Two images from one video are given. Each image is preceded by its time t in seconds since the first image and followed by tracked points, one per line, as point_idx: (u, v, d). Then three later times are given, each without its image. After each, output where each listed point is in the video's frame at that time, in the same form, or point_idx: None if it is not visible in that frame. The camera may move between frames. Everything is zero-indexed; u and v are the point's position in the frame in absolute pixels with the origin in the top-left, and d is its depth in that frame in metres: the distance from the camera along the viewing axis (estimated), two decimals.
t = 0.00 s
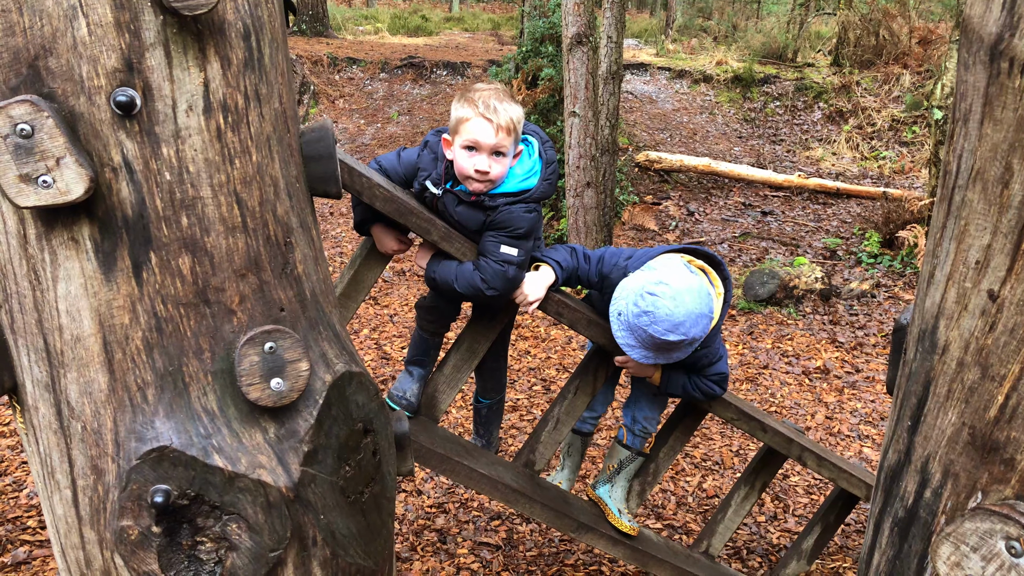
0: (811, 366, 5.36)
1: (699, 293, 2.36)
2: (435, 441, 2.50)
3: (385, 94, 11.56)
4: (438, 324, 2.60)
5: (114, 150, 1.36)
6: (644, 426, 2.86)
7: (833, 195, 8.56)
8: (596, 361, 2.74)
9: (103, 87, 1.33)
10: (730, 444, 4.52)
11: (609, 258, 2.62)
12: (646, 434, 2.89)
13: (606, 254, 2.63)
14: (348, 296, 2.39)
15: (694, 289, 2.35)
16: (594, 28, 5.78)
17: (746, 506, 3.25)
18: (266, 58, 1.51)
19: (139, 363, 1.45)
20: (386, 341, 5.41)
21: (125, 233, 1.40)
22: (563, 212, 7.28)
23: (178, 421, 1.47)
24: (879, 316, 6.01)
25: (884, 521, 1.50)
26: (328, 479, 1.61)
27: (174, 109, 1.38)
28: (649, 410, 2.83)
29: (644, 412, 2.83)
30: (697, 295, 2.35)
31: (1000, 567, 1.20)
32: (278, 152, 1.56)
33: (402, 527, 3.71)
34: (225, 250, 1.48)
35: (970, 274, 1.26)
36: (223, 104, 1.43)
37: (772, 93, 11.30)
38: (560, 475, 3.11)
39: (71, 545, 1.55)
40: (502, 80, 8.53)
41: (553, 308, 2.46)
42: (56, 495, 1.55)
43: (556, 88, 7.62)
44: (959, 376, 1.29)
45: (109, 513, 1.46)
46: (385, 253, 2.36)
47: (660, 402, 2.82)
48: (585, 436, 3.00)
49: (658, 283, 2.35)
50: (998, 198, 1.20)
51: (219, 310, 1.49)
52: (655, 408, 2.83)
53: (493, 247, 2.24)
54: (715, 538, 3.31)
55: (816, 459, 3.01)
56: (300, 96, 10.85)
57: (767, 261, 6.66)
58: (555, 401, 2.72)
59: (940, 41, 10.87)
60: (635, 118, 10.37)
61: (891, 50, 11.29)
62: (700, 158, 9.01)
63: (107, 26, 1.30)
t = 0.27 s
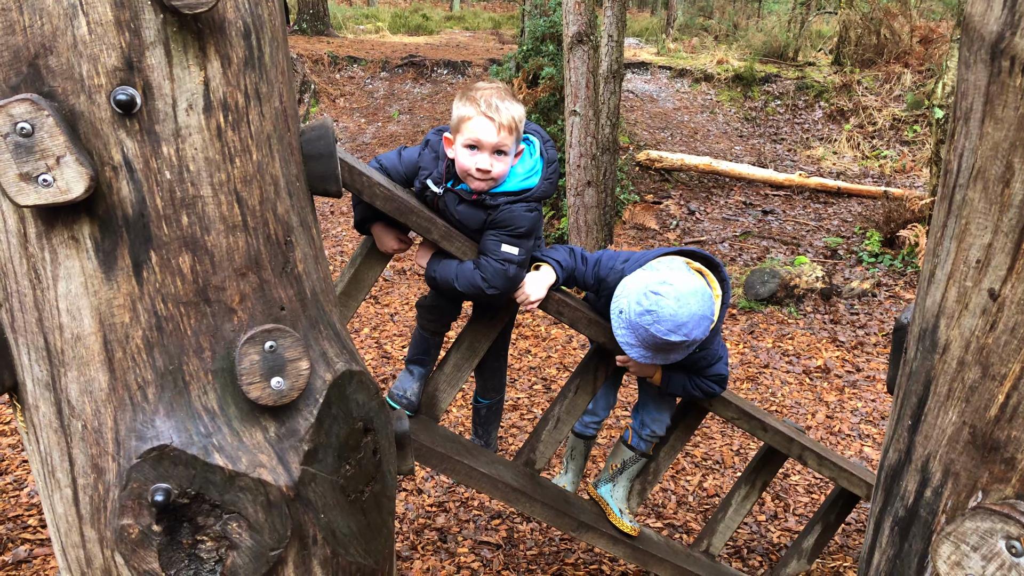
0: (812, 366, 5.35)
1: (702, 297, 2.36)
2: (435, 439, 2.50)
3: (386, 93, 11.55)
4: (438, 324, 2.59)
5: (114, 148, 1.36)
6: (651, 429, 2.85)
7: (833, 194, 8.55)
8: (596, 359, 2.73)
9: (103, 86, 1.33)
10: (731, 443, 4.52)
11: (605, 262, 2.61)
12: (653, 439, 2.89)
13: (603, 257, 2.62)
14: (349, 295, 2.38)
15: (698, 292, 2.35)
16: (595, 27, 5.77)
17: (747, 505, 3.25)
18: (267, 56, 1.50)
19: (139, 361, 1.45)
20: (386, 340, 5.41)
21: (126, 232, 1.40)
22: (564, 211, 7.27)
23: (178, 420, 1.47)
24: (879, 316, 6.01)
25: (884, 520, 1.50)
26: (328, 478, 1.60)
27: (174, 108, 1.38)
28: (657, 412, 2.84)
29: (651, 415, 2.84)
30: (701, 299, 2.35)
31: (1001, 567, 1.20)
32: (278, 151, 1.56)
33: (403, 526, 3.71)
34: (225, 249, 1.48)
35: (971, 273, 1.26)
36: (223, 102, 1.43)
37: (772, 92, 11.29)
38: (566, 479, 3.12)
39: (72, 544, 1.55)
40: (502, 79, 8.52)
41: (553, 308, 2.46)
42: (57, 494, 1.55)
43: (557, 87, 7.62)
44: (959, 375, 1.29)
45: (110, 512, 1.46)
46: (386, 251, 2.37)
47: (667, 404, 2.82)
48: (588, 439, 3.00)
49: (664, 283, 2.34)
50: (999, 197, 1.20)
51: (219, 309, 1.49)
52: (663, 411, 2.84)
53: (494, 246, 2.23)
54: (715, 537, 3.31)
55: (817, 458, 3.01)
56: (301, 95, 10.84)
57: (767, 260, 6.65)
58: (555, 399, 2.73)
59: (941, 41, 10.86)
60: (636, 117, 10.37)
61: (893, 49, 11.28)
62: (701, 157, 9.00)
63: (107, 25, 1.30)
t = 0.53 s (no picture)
0: (813, 365, 5.35)
1: (709, 262, 2.42)
2: (437, 439, 2.51)
3: (387, 93, 11.56)
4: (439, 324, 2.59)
5: (117, 149, 1.36)
6: (656, 431, 2.86)
7: (835, 193, 8.55)
8: (596, 358, 2.74)
9: (105, 87, 1.33)
10: (732, 442, 4.52)
11: (607, 257, 2.64)
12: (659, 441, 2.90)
13: (604, 254, 2.66)
14: (350, 294, 2.40)
15: (705, 257, 2.41)
16: (596, 26, 5.77)
17: (748, 505, 3.25)
18: (269, 57, 1.51)
19: (142, 362, 1.45)
20: (387, 339, 5.42)
21: (129, 233, 1.40)
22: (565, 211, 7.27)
23: (181, 420, 1.47)
24: (881, 315, 6.01)
25: (886, 519, 1.50)
26: (330, 478, 1.61)
27: (176, 109, 1.38)
28: (662, 414, 2.85)
29: (656, 417, 2.85)
30: (709, 262, 2.39)
31: (1002, 567, 1.21)
32: (280, 152, 1.57)
33: (404, 525, 3.72)
34: (227, 250, 1.49)
35: (972, 274, 1.26)
36: (225, 103, 1.44)
37: (774, 92, 11.28)
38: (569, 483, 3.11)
39: (75, 543, 1.55)
40: (503, 78, 8.51)
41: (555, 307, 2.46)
42: (60, 494, 1.55)
43: (558, 87, 7.63)
44: (961, 375, 1.29)
45: (113, 511, 1.47)
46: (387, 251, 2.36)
47: (671, 404, 2.83)
48: (591, 444, 2.98)
49: (670, 252, 2.39)
50: (1000, 198, 1.20)
51: (221, 309, 1.50)
52: (666, 412, 2.85)
53: (496, 245, 2.23)
54: (717, 536, 3.32)
55: (818, 457, 3.01)
56: (302, 94, 10.84)
57: (769, 260, 6.65)
58: (556, 399, 2.73)
59: (943, 40, 10.85)
60: (637, 117, 10.36)
61: (894, 48, 11.28)
62: (702, 156, 9.00)
63: (110, 27, 1.30)
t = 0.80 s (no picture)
0: (814, 364, 5.35)
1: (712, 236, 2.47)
2: (439, 438, 2.51)
3: (388, 92, 11.56)
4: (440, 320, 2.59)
5: (119, 149, 1.36)
6: (659, 435, 2.85)
7: (836, 192, 8.54)
8: (598, 357, 2.73)
9: (107, 87, 1.33)
10: (733, 441, 4.53)
11: (610, 250, 2.64)
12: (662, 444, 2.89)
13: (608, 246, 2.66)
14: (352, 293, 2.41)
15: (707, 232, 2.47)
16: (597, 25, 5.77)
17: (749, 504, 3.25)
18: (270, 57, 1.51)
19: (144, 361, 1.46)
20: (388, 338, 5.42)
21: (130, 232, 1.40)
22: (566, 210, 7.27)
23: (183, 419, 1.47)
24: (882, 314, 6.01)
25: (887, 518, 1.51)
26: (332, 477, 1.61)
27: (178, 109, 1.39)
28: (665, 418, 2.83)
29: (659, 421, 2.83)
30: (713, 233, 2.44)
31: (1002, 565, 1.21)
32: (282, 152, 1.57)
33: (406, 524, 3.72)
34: (229, 249, 1.49)
35: (974, 272, 1.26)
36: (227, 103, 1.44)
37: (775, 91, 11.28)
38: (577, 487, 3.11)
39: (77, 542, 1.56)
40: (504, 78, 8.47)
41: (556, 306, 2.47)
42: (62, 493, 1.55)
43: (559, 86, 7.63)
44: (962, 374, 1.29)
45: (115, 510, 1.47)
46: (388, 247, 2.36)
47: (674, 406, 2.82)
48: (597, 452, 2.99)
49: (674, 226, 2.44)
50: (1001, 197, 1.21)
51: (223, 308, 1.50)
52: (671, 415, 2.83)
53: (497, 245, 2.24)
54: (718, 536, 3.32)
55: (819, 456, 3.01)
56: (303, 94, 10.85)
57: (770, 259, 6.65)
58: (557, 399, 2.73)
59: (943, 39, 10.85)
60: (638, 116, 10.36)
61: (895, 47, 11.27)
62: (703, 155, 9.00)
63: (112, 26, 1.30)
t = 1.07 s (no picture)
0: (815, 363, 5.35)
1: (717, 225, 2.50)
2: (440, 437, 2.52)
3: (389, 91, 11.56)
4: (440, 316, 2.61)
5: (120, 146, 1.36)
6: (655, 431, 2.85)
7: (837, 191, 8.54)
8: (598, 357, 2.74)
9: (109, 84, 1.33)
10: (733, 440, 4.53)
11: (615, 245, 2.63)
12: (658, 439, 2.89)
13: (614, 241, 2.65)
14: (353, 292, 2.41)
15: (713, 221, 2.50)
16: (597, 24, 5.77)
17: (750, 503, 3.25)
18: (271, 55, 1.51)
19: (145, 358, 1.46)
20: (389, 338, 5.43)
21: (132, 230, 1.40)
22: (567, 209, 7.27)
23: (184, 416, 1.47)
24: (882, 313, 6.01)
25: (888, 516, 1.51)
26: (333, 475, 1.61)
27: (179, 106, 1.39)
28: (662, 414, 2.83)
29: (656, 417, 2.84)
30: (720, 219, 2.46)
31: (1003, 563, 1.21)
32: (283, 149, 1.57)
33: (406, 523, 3.72)
34: (230, 247, 1.49)
35: (975, 270, 1.26)
36: (228, 101, 1.44)
37: (775, 90, 11.28)
38: (574, 481, 3.10)
39: (78, 540, 1.55)
40: (505, 77, 8.44)
41: (557, 305, 2.47)
42: (63, 491, 1.55)
43: (560, 85, 7.63)
44: (963, 372, 1.29)
45: (116, 508, 1.47)
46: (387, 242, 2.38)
47: (672, 405, 2.83)
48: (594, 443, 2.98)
49: (680, 213, 2.46)
50: (1002, 194, 1.21)
51: (224, 306, 1.50)
52: (667, 411, 2.84)
53: (498, 249, 2.25)
54: (718, 534, 3.32)
55: (820, 455, 3.01)
56: (304, 93, 10.84)
57: (770, 258, 6.65)
58: (558, 397, 2.73)
59: (944, 38, 10.83)
60: (639, 115, 10.36)
61: (896, 46, 11.27)
62: (704, 155, 9.00)
63: (113, 24, 1.30)
